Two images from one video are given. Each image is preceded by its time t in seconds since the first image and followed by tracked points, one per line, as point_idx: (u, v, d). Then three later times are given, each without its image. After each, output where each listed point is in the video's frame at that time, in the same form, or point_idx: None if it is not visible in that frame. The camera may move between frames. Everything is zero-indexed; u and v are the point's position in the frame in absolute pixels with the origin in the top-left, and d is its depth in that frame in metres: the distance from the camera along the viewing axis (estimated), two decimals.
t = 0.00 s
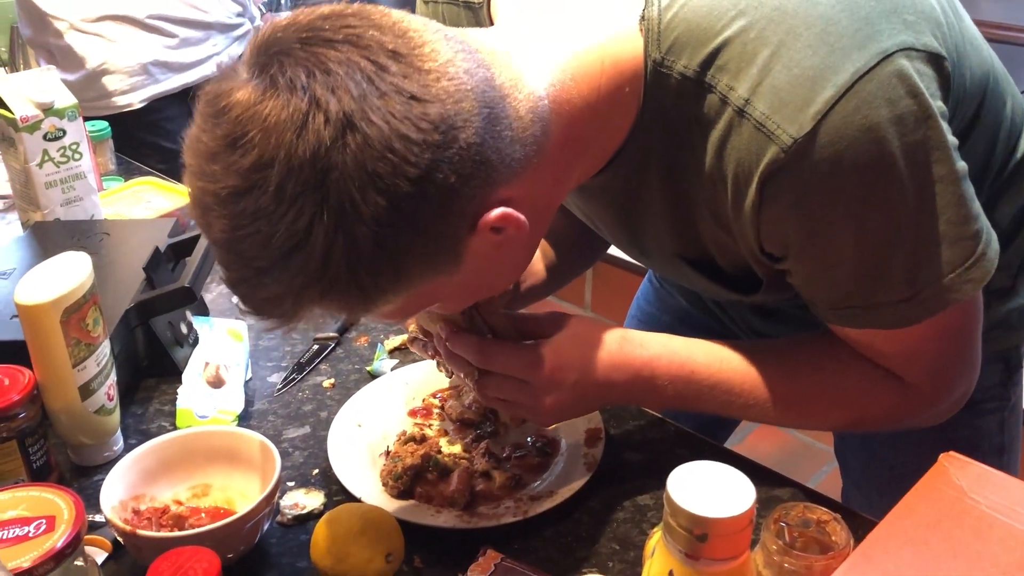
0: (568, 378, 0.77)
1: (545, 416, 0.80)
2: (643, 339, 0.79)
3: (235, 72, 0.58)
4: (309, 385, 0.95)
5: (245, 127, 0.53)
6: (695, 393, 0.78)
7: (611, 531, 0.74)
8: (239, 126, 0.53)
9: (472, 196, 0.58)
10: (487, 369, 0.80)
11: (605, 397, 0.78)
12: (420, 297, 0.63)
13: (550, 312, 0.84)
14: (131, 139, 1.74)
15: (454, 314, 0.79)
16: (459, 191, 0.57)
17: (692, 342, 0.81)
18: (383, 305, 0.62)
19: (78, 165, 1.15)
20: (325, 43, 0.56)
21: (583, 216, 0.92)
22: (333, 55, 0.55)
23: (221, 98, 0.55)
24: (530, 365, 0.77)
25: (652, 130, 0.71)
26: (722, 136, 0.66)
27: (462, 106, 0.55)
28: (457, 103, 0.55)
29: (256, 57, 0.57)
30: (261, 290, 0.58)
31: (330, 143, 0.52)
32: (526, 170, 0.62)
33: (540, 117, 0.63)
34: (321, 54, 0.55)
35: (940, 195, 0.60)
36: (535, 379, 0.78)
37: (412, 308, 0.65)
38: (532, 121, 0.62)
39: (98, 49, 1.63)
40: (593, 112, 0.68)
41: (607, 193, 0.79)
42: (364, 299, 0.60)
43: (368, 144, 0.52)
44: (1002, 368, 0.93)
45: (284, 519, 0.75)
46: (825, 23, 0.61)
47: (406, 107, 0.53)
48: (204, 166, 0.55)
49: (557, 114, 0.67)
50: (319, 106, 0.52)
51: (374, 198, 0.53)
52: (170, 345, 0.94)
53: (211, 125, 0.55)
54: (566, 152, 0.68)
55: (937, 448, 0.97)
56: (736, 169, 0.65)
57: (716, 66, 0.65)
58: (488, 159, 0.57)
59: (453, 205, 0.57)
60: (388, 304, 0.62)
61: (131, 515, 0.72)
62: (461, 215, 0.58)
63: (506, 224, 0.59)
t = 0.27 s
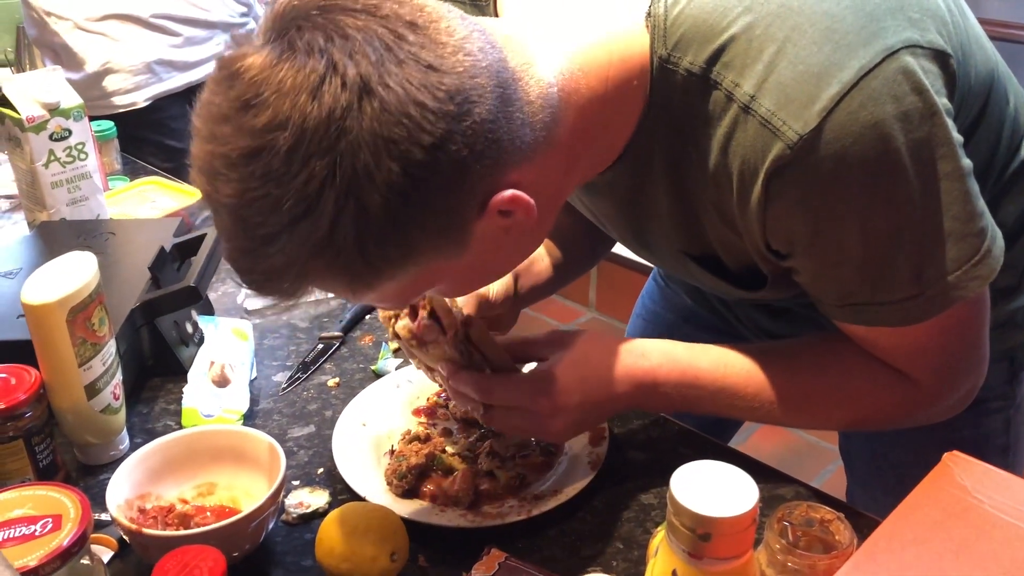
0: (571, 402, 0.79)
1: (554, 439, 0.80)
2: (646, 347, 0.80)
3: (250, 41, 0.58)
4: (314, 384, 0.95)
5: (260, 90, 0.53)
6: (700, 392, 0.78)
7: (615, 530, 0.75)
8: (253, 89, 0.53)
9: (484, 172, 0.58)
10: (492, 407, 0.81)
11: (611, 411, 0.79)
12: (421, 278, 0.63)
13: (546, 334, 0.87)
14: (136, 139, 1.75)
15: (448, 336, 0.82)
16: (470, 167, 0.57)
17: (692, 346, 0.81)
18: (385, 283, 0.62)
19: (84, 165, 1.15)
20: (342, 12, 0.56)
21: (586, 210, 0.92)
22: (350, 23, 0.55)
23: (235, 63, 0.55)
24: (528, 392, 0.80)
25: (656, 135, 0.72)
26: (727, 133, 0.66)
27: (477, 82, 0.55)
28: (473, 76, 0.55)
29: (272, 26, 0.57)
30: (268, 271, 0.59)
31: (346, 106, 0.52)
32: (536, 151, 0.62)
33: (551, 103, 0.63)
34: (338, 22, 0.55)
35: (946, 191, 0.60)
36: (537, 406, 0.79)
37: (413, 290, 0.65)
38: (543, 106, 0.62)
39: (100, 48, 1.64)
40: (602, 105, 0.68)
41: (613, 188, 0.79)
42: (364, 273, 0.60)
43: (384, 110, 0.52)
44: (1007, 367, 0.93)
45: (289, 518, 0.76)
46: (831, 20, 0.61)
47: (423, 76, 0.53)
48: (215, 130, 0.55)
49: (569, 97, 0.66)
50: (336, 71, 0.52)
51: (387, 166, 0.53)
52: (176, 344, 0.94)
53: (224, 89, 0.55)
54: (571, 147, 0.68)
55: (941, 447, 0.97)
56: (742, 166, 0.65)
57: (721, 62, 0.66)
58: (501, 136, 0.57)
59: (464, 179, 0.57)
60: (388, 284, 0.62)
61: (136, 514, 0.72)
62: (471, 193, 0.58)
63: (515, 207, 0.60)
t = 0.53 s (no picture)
0: (571, 408, 0.79)
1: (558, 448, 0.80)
2: (650, 352, 0.80)
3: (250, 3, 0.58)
4: (316, 386, 0.95)
5: (259, 41, 0.53)
6: (702, 394, 0.78)
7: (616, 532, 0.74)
8: (252, 41, 0.53)
9: (483, 140, 0.58)
10: (495, 424, 0.81)
11: (615, 416, 0.79)
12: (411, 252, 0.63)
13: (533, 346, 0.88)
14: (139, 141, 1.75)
15: (451, 360, 0.83)
16: (469, 131, 0.57)
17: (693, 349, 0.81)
18: (377, 252, 0.62)
19: (87, 167, 1.16)
20: None
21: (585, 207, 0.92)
22: None
23: (234, 20, 0.55)
24: (530, 401, 0.80)
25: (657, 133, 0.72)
26: (728, 134, 0.66)
27: (477, 48, 0.56)
28: (474, 41, 0.56)
29: None
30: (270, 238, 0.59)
31: (345, 61, 0.52)
32: (536, 126, 0.63)
33: (551, 83, 0.64)
34: None
35: (947, 192, 0.60)
36: (541, 415, 0.80)
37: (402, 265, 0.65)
38: (543, 77, 0.63)
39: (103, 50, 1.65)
40: (603, 99, 0.69)
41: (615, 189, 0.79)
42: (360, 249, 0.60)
43: (384, 65, 0.53)
44: (1010, 370, 0.93)
45: (291, 519, 0.76)
46: (833, 21, 0.61)
47: (423, 35, 0.54)
48: (212, 85, 0.55)
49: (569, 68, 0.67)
50: (336, 25, 0.53)
51: (385, 121, 0.53)
52: (178, 346, 0.95)
53: (223, 44, 0.55)
54: (567, 134, 0.68)
55: (944, 449, 0.97)
56: (743, 167, 0.65)
57: (723, 63, 0.66)
58: (500, 105, 0.58)
59: (463, 144, 0.57)
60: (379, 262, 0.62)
61: (139, 515, 0.72)
62: (469, 158, 0.59)
63: (513, 177, 0.61)
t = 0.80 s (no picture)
0: (570, 404, 0.79)
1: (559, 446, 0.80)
2: (653, 351, 0.80)
3: None
4: (318, 389, 0.95)
5: None
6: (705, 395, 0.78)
7: (618, 535, 0.74)
8: None
9: (485, 102, 0.59)
10: (496, 425, 0.81)
11: (616, 416, 0.79)
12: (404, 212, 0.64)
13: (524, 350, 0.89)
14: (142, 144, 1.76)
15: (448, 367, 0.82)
16: (473, 90, 0.58)
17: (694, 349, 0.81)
18: (373, 214, 0.63)
19: (89, 170, 1.16)
20: None
21: (595, 212, 0.93)
22: None
23: None
24: (529, 400, 0.80)
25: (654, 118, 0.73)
26: (735, 128, 0.67)
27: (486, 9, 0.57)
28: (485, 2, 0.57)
29: None
30: (267, 184, 0.60)
31: (356, 6, 0.53)
32: (544, 100, 0.64)
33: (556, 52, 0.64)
34: None
35: (954, 187, 0.60)
36: (540, 413, 0.80)
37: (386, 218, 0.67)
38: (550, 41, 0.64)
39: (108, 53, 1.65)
40: (606, 90, 0.70)
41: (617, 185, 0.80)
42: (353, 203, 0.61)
43: (395, 15, 0.53)
44: (1012, 373, 0.93)
45: (292, 522, 0.76)
46: (841, 17, 0.62)
47: None
48: (217, 21, 0.54)
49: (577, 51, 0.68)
50: None
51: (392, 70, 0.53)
52: (180, 349, 0.95)
53: None
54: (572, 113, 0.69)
55: (946, 454, 0.97)
56: (750, 161, 0.66)
57: (730, 57, 0.67)
58: (505, 72, 0.59)
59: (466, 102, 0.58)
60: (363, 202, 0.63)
61: (141, 518, 0.72)
62: (472, 119, 0.59)
63: (514, 145, 0.62)
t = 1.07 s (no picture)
0: (574, 399, 0.79)
1: (568, 446, 0.79)
2: (664, 349, 0.80)
3: None
4: (317, 392, 0.95)
5: None
6: (709, 396, 0.78)
7: (618, 539, 0.74)
8: None
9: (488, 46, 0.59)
10: (501, 422, 0.81)
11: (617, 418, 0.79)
12: (393, 164, 0.64)
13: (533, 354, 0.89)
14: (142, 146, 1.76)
15: (457, 372, 0.86)
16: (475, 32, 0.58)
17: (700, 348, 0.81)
18: (366, 160, 0.62)
19: (89, 173, 1.16)
20: None
21: (590, 204, 0.94)
22: None
23: None
24: (531, 395, 0.81)
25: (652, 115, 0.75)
26: (745, 123, 0.68)
27: None
28: None
29: None
30: (265, 131, 0.59)
31: None
32: (548, 57, 0.65)
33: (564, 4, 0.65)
34: None
35: (961, 184, 0.61)
36: (544, 408, 0.80)
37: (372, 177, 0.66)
38: None
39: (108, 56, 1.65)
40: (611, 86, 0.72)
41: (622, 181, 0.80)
42: (342, 147, 0.61)
43: None
44: (1012, 376, 0.93)
45: (291, 525, 0.76)
46: (849, 14, 0.64)
47: None
48: None
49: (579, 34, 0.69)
50: None
51: None
52: (180, 351, 0.95)
53: None
54: (573, 91, 0.70)
55: (946, 457, 0.97)
56: (758, 158, 0.67)
57: (738, 53, 0.68)
58: (510, 17, 0.59)
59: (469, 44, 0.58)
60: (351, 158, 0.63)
61: (140, 521, 0.72)
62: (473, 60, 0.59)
63: (514, 92, 0.62)
